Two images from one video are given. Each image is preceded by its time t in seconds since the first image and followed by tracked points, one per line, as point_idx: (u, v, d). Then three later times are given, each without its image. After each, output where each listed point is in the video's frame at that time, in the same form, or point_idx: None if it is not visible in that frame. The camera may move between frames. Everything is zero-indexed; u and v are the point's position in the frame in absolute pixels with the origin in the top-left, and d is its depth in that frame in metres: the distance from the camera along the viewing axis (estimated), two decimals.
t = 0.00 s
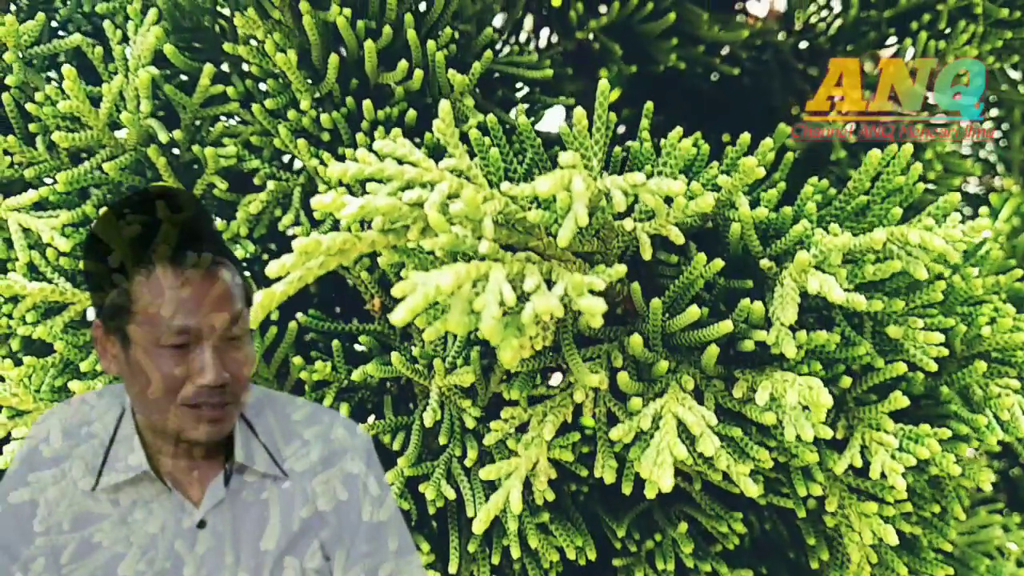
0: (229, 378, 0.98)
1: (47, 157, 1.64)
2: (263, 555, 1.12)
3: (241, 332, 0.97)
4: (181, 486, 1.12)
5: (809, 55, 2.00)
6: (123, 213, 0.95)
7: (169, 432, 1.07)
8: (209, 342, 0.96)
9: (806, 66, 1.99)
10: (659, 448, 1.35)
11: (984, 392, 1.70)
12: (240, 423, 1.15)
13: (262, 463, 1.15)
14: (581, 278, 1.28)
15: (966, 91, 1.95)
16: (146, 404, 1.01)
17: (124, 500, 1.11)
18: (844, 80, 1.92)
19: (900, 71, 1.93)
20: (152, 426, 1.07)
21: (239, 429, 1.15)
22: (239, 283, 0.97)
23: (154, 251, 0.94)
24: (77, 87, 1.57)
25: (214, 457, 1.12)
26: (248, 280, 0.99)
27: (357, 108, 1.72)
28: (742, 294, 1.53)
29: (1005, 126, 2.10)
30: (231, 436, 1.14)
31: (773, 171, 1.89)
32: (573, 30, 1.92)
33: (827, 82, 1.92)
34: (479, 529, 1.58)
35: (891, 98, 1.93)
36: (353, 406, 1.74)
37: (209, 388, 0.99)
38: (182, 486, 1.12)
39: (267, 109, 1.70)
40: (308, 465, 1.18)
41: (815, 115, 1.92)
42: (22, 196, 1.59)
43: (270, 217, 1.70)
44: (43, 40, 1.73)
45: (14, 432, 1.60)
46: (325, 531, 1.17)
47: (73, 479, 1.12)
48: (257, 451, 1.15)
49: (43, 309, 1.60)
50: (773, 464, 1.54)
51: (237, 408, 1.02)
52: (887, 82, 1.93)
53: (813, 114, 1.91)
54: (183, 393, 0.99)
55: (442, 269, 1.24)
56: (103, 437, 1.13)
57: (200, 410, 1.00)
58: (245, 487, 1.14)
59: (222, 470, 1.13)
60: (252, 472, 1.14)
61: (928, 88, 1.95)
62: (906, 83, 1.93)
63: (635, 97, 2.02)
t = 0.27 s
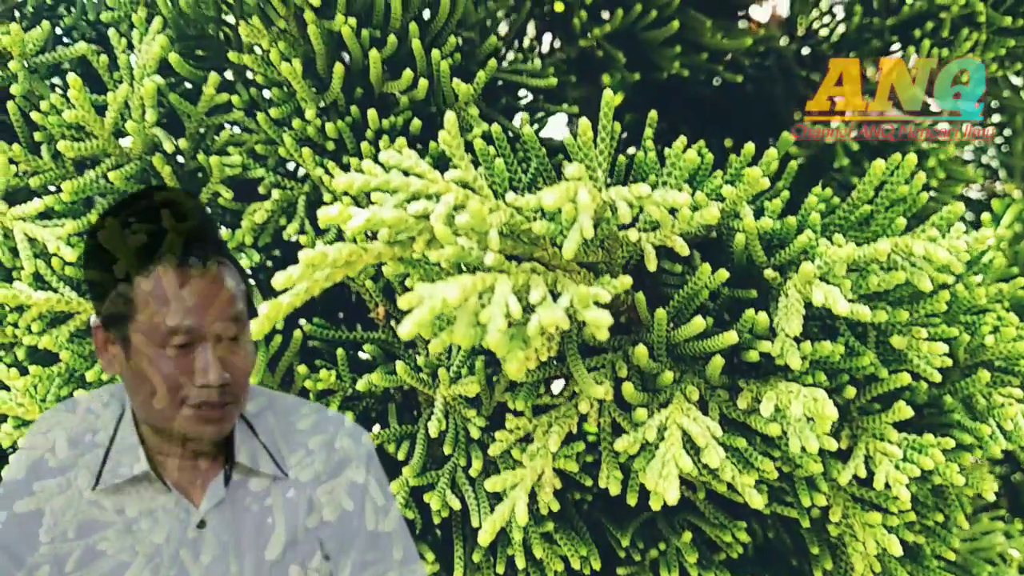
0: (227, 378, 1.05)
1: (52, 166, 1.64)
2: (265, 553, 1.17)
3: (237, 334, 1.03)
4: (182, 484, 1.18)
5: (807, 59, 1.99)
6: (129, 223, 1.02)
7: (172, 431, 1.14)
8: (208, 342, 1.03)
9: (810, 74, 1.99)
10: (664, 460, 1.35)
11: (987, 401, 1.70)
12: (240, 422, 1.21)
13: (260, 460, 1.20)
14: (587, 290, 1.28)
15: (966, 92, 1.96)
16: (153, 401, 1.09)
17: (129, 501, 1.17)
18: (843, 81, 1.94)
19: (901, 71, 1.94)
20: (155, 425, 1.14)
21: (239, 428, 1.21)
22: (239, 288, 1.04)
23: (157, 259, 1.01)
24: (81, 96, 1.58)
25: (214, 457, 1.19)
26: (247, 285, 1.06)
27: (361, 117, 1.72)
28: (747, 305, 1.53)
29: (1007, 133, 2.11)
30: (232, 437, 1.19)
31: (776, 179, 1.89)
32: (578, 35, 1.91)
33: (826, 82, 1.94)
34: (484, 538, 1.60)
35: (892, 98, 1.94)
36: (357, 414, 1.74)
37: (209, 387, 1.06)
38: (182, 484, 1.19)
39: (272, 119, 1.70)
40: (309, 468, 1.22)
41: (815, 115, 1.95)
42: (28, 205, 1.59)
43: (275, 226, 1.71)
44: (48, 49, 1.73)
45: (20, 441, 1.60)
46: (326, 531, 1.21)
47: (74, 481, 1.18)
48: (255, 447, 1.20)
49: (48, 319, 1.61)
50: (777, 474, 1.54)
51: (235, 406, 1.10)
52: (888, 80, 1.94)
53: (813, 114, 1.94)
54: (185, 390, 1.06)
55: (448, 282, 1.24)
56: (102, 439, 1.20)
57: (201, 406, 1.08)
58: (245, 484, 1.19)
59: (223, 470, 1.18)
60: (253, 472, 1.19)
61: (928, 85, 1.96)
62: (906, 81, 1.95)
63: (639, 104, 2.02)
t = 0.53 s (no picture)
0: (226, 378, 1.23)
1: (66, 178, 1.65)
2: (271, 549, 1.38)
3: (236, 336, 1.21)
4: (182, 481, 1.36)
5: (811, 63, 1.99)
6: (141, 235, 1.20)
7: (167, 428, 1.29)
8: (206, 344, 1.19)
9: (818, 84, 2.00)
10: (677, 472, 1.36)
11: (996, 411, 1.71)
12: (241, 425, 1.38)
13: (257, 460, 1.38)
14: (601, 304, 1.29)
15: (966, 91, 1.98)
16: (159, 398, 1.26)
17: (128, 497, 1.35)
18: (843, 81, 1.95)
19: (900, 72, 1.96)
20: (156, 424, 1.30)
21: (239, 429, 1.38)
22: (239, 291, 1.23)
23: (161, 270, 1.19)
24: (96, 110, 1.57)
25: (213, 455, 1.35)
26: (244, 284, 1.25)
27: (372, 129, 1.73)
28: (758, 316, 1.54)
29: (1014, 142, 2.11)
30: (232, 438, 1.36)
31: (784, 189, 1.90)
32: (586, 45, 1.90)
33: (826, 82, 1.96)
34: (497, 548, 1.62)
35: (891, 98, 1.95)
36: (368, 424, 1.75)
37: (208, 386, 1.23)
38: (181, 479, 1.36)
39: (284, 131, 1.71)
40: (316, 476, 1.42)
41: (815, 115, 1.95)
42: (42, 218, 1.60)
43: (287, 238, 1.72)
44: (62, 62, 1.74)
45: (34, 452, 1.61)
46: (322, 533, 1.41)
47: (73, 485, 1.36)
48: (256, 448, 1.38)
49: (61, 331, 1.62)
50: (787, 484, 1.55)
51: (231, 403, 1.26)
52: (887, 79, 1.95)
53: (813, 114, 1.94)
54: (185, 390, 1.23)
55: (463, 297, 1.24)
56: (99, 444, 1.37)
57: (201, 404, 1.26)
58: (245, 481, 1.37)
59: (223, 469, 1.36)
60: (253, 472, 1.38)
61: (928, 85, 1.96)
62: (906, 80, 1.96)
63: (648, 114, 2.02)
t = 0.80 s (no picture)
0: (227, 378, 1.14)
1: (73, 188, 1.65)
2: (268, 552, 1.28)
3: (236, 335, 1.12)
4: (181, 484, 1.26)
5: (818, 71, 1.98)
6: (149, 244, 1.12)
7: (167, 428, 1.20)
8: (207, 342, 1.11)
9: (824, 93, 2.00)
10: (687, 485, 1.36)
11: (1003, 421, 1.71)
12: (241, 425, 1.30)
13: (259, 460, 1.30)
14: (611, 317, 1.29)
15: (966, 92, 1.97)
16: (156, 400, 1.16)
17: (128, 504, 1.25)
18: (843, 81, 1.96)
19: (900, 71, 1.96)
20: (155, 424, 1.21)
21: (238, 429, 1.29)
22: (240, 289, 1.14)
23: (162, 267, 1.11)
24: (104, 120, 1.57)
25: (213, 458, 1.26)
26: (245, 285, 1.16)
27: (380, 139, 1.73)
28: (766, 327, 1.54)
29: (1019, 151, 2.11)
30: (232, 438, 1.28)
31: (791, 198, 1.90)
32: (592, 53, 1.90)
33: (826, 82, 1.96)
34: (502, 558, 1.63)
35: (891, 97, 1.95)
36: (376, 434, 1.75)
37: (208, 387, 1.14)
38: (179, 482, 1.26)
39: (292, 141, 1.71)
40: (323, 485, 1.34)
41: (815, 116, 1.96)
42: (50, 229, 1.60)
43: (295, 247, 1.72)
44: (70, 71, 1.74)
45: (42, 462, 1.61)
46: (323, 533, 1.33)
47: (70, 485, 1.25)
48: (256, 447, 1.29)
49: (69, 341, 1.62)
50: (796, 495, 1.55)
51: (232, 403, 1.17)
52: (887, 80, 1.96)
53: (813, 115, 1.95)
54: (184, 390, 1.14)
55: (476, 311, 1.25)
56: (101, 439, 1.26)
57: (199, 406, 1.16)
58: (245, 482, 1.28)
59: (223, 469, 1.27)
60: (252, 472, 1.29)
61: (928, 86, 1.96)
62: (905, 80, 1.95)
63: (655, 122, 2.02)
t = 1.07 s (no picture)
0: (227, 378, 1.05)
1: (81, 195, 1.64)
2: (268, 554, 1.19)
3: (239, 334, 1.04)
4: (182, 484, 1.19)
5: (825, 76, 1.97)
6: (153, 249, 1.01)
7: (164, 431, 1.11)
8: (207, 342, 1.01)
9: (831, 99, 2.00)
10: (696, 494, 1.36)
11: (1011, 428, 1.71)
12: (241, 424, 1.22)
13: (261, 461, 1.22)
14: (622, 327, 1.29)
15: (965, 91, 1.96)
16: (152, 402, 1.07)
17: (135, 509, 1.17)
18: (843, 81, 1.94)
19: (901, 70, 1.93)
20: (153, 427, 1.12)
21: (239, 430, 1.22)
22: (241, 287, 1.05)
23: (160, 264, 1.01)
24: (112, 127, 1.56)
25: (214, 458, 1.18)
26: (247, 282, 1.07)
27: (388, 146, 1.73)
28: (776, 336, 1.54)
29: None
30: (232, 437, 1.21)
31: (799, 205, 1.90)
32: (600, 59, 1.89)
33: (826, 82, 1.94)
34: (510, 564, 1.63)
35: (892, 95, 1.92)
36: (383, 441, 1.74)
37: (209, 388, 1.05)
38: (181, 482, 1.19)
39: (299, 148, 1.71)
40: (332, 492, 1.23)
41: (815, 116, 1.95)
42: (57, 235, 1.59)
43: (302, 254, 1.72)
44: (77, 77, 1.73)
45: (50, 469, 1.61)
46: (324, 533, 1.23)
47: (71, 485, 1.16)
48: (258, 449, 1.22)
49: (77, 348, 1.62)
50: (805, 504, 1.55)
51: (234, 405, 1.08)
52: (887, 79, 1.93)
53: (813, 115, 1.94)
54: (182, 391, 1.05)
55: (486, 322, 1.25)
56: (101, 438, 1.19)
57: (199, 408, 1.07)
58: (246, 483, 1.21)
59: (223, 471, 1.19)
60: (252, 472, 1.21)
61: (928, 86, 1.94)
62: (905, 80, 1.93)
63: (661, 128, 2.02)
